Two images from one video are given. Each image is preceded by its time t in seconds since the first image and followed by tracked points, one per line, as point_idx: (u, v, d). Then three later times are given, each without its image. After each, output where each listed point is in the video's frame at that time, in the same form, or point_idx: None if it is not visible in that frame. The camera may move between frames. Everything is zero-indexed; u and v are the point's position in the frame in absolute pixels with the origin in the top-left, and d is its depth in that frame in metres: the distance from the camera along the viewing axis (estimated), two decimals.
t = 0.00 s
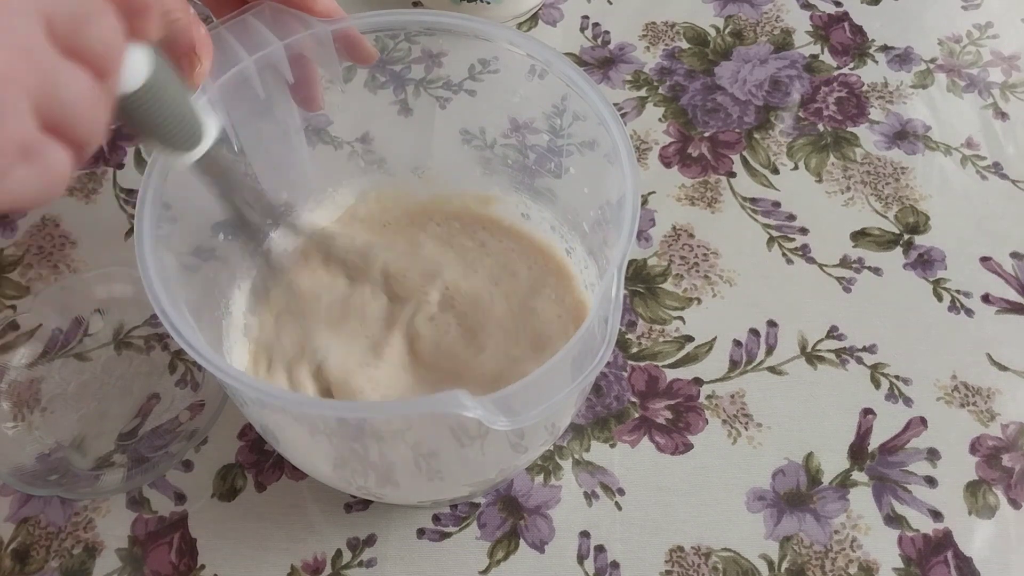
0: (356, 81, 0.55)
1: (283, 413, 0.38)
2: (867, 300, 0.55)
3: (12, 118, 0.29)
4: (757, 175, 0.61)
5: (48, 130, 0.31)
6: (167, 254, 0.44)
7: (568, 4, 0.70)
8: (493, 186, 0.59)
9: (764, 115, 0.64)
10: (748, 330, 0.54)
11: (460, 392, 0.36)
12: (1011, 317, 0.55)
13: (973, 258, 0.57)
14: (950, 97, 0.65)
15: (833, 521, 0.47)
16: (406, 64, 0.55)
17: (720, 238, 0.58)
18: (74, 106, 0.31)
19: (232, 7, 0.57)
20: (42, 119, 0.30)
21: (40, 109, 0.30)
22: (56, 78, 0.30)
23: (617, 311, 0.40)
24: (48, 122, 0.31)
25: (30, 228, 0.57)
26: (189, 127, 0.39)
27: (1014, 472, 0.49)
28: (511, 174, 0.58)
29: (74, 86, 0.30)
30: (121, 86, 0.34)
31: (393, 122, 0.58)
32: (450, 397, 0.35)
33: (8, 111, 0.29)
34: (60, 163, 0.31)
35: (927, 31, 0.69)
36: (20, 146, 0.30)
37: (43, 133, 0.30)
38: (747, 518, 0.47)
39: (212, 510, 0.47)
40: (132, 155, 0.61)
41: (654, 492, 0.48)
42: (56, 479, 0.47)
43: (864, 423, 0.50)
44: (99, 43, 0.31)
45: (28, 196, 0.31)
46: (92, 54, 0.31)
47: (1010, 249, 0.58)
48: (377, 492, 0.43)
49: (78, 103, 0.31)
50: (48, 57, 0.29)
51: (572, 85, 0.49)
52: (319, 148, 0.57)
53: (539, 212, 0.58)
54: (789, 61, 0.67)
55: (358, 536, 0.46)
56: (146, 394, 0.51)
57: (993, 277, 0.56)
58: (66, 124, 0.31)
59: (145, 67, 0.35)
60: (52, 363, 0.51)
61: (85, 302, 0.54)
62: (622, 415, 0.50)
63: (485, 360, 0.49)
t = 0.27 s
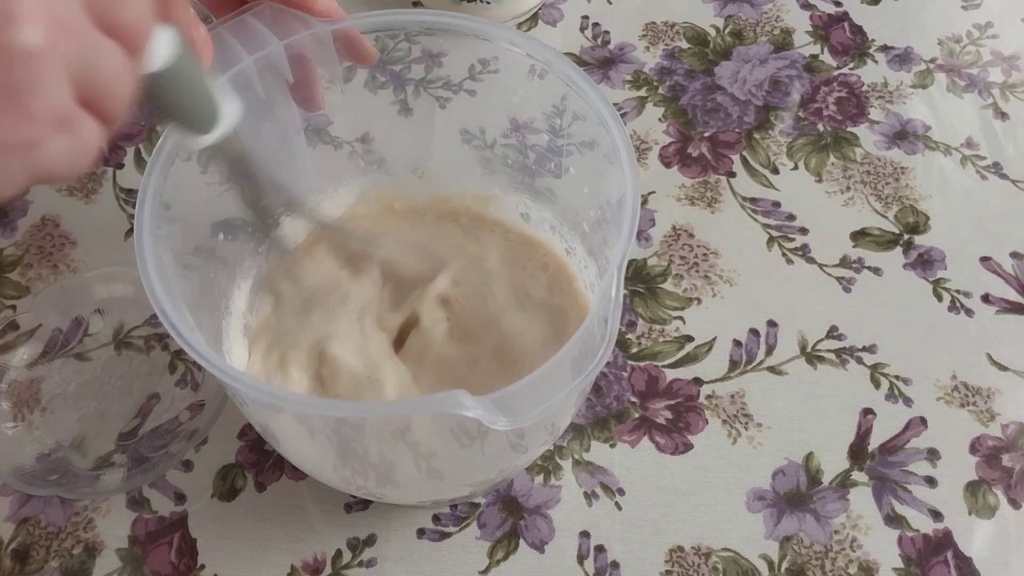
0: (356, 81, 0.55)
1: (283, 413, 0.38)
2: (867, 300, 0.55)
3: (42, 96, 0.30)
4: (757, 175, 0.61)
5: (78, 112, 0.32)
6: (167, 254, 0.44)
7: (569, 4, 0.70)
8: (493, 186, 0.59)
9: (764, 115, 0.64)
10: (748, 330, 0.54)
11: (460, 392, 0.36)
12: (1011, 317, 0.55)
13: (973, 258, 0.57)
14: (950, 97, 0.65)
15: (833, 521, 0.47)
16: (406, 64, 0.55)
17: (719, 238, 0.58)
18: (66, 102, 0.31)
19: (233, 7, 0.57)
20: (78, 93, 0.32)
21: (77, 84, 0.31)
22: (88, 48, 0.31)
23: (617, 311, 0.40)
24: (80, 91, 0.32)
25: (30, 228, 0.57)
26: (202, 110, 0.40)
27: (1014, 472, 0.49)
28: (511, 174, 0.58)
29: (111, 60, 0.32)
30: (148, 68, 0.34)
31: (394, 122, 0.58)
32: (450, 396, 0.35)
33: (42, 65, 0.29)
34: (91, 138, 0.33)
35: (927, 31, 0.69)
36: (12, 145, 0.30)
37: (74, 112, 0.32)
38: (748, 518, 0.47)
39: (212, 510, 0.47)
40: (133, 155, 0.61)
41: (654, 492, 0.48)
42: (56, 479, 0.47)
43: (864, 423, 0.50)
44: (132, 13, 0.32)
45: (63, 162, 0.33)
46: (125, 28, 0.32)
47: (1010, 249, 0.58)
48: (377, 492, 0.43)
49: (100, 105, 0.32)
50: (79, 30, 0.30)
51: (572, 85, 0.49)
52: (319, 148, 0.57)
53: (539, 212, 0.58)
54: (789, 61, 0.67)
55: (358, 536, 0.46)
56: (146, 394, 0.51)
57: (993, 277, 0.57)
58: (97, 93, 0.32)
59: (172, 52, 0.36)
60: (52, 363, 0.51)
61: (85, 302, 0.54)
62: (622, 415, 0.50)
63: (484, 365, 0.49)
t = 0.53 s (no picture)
0: (356, 80, 0.55)
1: (283, 413, 0.38)
2: (867, 300, 0.55)
3: (104, 109, 0.35)
4: (757, 175, 0.61)
5: (134, 112, 0.38)
6: (167, 254, 0.44)
7: (568, 4, 0.70)
8: (493, 186, 0.59)
9: (764, 115, 0.64)
10: (748, 330, 0.54)
11: (460, 392, 0.36)
12: (1011, 317, 0.55)
13: (973, 258, 0.57)
14: (950, 97, 0.65)
15: (833, 521, 0.47)
16: (406, 64, 0.55)
17: (719, 238, 0.58)
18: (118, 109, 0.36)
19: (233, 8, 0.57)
20: (137, 95, 0.38)
21: (138, 87, 0.37)
22: (88, 32, 0.33)
23: (617, 311, 0.40)
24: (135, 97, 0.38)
25: (30, 228, 0.57)
26: (247, 103, 0.45)
27: (1014, 472, 0.49)
28: (511, 174, 0.58)
29: (166, 64, 0.38)
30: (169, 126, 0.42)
31: (394, 123, 0.58)
32: (450, 397, 0.35)
33: (101, 92, 0.35)
34: (125, 151, 0.37)
35: (927, 31, 0.69)
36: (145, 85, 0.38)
37: (132, 123, 0.37)
38: (748, 518, 0.47)
39: (212, 510, 0.47)
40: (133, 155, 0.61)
41: (654, 492, 0.48)
42: (56, 479, 0.48)
43: (864, 423, 0.50)
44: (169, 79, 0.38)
45: (112, 168, 0.37)
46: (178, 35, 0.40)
47: (1011, 249, 0.58)
48: (377, 492, 0.44)
49: (160, 79, 0.38)
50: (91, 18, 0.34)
51: (572, 85, 0.49)
52: (319, 148, 0.57)
53: (538, 211, 0.58)
54: (789, 61, 0.67)
55: (358, 536, 0.46)
56: (146, 394, 0.51)
57: (993, 277, 0.56)
58: (154, 109, 0.39)
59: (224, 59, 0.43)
60: (52, 363, 0.52)
61: (85, 302, 0.54)
62: (622, 415, 0.50)
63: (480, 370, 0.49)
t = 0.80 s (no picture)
0: (356, 80, 0.55)
1: (283, 413, 0.38)
2: (868, 300, 0.55)
3: (161, 122, 0.35)
4: (757, 175, 0.61)
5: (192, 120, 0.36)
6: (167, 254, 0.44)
7: (569, 4, 0.70)
8: (493, 187, 0.59)
9: (764, 115, 0.64)
10: (748, 330, 0.54)
11: (460, 391, 0.36)
12: (1012, 318, 0.55)
13: (973, 258, 0.57)
14: (950, 97, 0.65)
15: (833, 521, 0.47)
16: (406, 64, 0.55)
17: (719, 238, 0.58)
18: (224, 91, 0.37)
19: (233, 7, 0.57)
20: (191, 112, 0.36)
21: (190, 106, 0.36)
22: (147, 39, 0.34)
23: (618, 310, 0.40)
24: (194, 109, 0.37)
25: (30, 228, 0.57)
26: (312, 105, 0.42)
27: (1014, 472, 0.49)
28: (511, 174, 0.58)
29: (232, 82, 0.37)
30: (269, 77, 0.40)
31: (394, 123, 0.58)
32: (450, 397, 0.35)
33: (162, 107, 0.34)
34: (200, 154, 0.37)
35: (927, 31, 0.69)
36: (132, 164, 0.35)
37: (191, 131, 0.36)
38: (748, 518, 0.47)
39: (212, 510, 0.47)
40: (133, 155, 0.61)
41: (654, 492, 0.48)
42: (56, 479, 0.48)
43: (864, 423, 0.50)
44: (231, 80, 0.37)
45: (178, 173, 0.36)
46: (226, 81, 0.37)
47: (1011, 249, 0.58)
48: (377, 492, 0.44)
49: (222, 100, 0.37)
50: (162, 35, 0.34)
51: (572, 85, 0.49)
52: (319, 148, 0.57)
53: (538, 211, 0.58)
54: (789, 61, 0.67)
55: (358, 536, 0.46)
56: (146, 394, 0.51)
57: (993, 277, 0.56)
58: (211, 118, 0.37)
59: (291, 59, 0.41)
60: (52, 363, 0.52)
61: (85, 302, 0.54)
62: (622, 415, 0.50)
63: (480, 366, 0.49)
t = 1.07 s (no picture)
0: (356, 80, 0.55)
1: (283, 413, 0.38)
2: (868, 300, 0.55)
3: (208, 125, 0.30)
4: (757, 174, 0.61)
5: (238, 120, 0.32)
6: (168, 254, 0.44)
7: (568, 4, 0.70)
8: (493, 187, 0.59)
9: (764, 115, 0.64)
10: (748, 330, 0.54)
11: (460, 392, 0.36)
12: (1012, 318, 0.55)
13: (973, 258, 0.57)
14: (950, 97, 0.65)
15: (833, 521, 0.47)
16: (406, 64, 0.55)
17: (719, 238, 0.58)
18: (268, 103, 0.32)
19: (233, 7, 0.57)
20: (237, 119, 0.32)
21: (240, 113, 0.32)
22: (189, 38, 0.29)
23: (617, 311, 0.40)
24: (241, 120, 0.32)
25: (30, 228, 0.57)
26: (363, 117, 0.41)
27: (1014, 472, 0.49)
28: (511, 174, 0.58)
29: (272, 84, 0.32)
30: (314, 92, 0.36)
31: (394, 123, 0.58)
32: (450, 397, 0.35)
33: (207, 138, 0.30)
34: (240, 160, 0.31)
35: (927, 31, 0.69)
36: (173, 171, 0.30)
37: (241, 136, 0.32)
38: (747, 519, 0.47)
39: (212, 510, 0.47)
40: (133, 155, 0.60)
41: (653, 492, 0.48)
42: (56, 479, 0.48)
43: (864, 423, 0.50)
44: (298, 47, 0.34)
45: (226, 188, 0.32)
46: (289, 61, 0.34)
47: (1011, 249, 0.58)
48: (377, 492, 0.44)
49: (273, 113, 0.32)
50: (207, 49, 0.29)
51: (572, 85, 0.49)
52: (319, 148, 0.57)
53: (538, 212, 0.58)
54: (789, 61, 0.67)
55: (358, 536, 0.46)
56: (146, 394, 0.51)
57: (993, 277, 0.56)
58: (257, 127, 0.32)
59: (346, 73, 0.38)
60: (52, 363, 0.52)
61: (85, 301, 0.54)
62: (622, 415, 0.50)
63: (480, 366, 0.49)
